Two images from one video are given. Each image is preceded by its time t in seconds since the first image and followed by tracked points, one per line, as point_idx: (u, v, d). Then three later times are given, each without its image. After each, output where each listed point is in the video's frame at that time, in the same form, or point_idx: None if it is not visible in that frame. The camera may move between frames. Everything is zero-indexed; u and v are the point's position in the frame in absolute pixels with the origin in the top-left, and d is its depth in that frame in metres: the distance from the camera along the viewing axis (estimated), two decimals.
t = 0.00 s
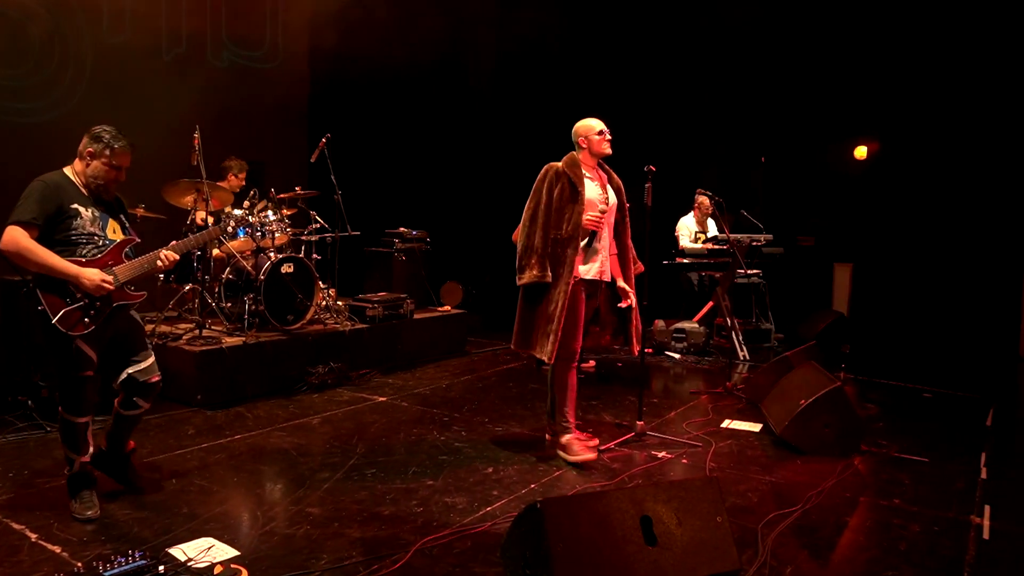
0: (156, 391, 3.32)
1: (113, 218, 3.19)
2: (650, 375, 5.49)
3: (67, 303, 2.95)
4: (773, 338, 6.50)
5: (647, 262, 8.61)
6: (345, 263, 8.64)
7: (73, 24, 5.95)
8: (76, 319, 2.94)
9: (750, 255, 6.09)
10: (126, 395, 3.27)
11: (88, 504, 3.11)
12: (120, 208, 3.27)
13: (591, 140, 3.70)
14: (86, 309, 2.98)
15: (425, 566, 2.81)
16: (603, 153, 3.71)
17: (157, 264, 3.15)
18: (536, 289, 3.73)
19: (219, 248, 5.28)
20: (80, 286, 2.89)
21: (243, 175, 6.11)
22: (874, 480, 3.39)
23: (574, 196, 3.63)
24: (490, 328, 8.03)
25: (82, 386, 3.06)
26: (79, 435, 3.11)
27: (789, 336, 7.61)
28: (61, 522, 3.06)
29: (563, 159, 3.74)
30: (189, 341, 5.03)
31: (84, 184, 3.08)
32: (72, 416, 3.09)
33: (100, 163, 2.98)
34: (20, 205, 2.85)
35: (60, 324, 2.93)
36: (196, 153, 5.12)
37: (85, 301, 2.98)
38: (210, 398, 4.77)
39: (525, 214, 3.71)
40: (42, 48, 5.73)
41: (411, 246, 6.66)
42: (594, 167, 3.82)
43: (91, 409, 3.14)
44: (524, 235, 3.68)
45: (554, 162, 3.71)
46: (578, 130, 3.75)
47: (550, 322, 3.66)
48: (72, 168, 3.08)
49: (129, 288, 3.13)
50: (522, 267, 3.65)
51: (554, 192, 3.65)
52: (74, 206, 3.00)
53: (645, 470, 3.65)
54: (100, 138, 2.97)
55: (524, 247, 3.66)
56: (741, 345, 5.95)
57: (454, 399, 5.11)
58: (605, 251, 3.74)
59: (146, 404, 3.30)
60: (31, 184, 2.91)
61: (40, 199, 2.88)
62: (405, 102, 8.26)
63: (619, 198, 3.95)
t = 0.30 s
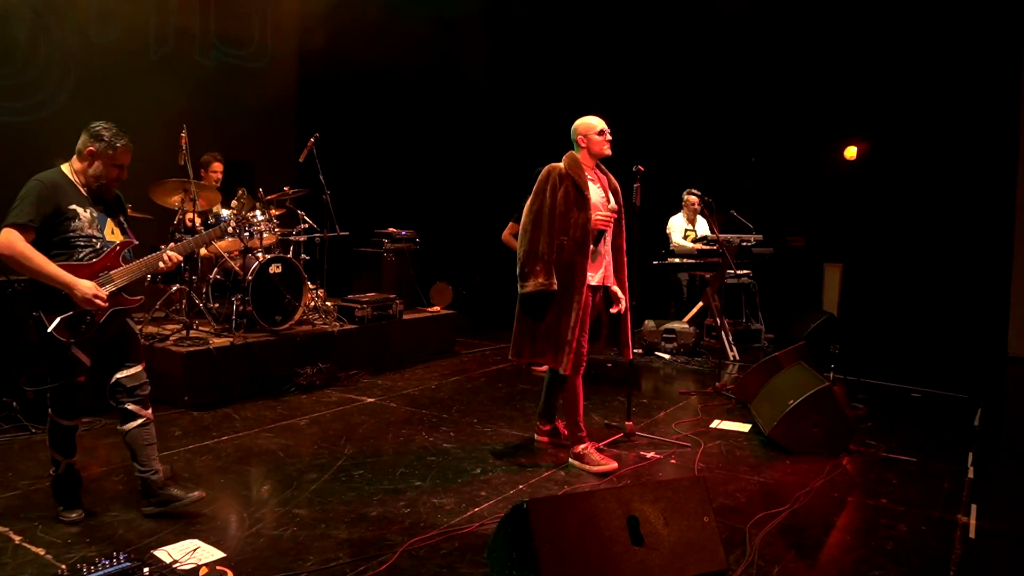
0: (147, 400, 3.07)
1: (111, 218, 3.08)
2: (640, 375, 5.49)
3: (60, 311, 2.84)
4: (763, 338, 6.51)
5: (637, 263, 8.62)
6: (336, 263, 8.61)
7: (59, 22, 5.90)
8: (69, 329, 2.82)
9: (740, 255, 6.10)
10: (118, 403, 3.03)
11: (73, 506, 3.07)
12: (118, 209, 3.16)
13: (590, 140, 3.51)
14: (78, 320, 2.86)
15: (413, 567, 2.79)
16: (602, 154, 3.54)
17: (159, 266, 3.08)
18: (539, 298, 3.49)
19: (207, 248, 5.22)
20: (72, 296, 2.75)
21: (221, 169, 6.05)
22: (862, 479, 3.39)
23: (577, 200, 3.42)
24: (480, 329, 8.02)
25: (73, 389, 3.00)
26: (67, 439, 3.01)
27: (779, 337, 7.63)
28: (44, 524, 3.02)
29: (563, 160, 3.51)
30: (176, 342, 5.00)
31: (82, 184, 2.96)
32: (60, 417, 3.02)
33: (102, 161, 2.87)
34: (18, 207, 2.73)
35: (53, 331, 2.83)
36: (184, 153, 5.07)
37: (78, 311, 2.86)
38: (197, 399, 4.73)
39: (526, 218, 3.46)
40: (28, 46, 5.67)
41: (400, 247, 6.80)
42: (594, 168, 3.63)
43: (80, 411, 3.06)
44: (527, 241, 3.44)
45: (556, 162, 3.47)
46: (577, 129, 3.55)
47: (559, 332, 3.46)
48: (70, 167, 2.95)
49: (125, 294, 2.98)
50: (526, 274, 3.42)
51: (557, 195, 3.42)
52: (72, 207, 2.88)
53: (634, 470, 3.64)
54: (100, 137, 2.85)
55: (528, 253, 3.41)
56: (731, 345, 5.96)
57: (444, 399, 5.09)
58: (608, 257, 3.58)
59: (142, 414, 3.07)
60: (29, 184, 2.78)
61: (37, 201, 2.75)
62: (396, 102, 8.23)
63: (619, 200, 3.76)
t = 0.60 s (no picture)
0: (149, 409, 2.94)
1: (131, 220, 2.87)
2: (629, 374, 5.50)
3: (72, 313, 2.68)
4: (752, 338, 6.53)
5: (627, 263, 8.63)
6: (325, 263, 8.58)
7: (43, 19, 5.83)
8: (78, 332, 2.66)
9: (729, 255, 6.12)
10: (117, 411, 2.89)
11: (56, 510, 3.02)
12: (142, 210, 2.96)
13: (595, 136, 3.40)
14: (92, 320, 2.70)
15: (400, 568, 2.77)
16: (604, 152, 3.43)
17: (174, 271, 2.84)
18: (540, 298, 3.31)
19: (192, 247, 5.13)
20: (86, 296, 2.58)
21: (209, 171, 5.98)
22: (849, 479, 3.39)
23: (584, 198, 3.27)
24: (470, 329, 8.01)
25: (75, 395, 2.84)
26: (60, 440, 2.94)
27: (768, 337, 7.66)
28: (27, 526, 2.98)
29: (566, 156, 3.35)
30: (162, 342, 4.96)
31: (102, 183, 2.78)
32: (58, 421, 2.90)
33: (120, 157, 2.68)
34: (32, 208, 2.58)
35: (65, 334, 2.66)
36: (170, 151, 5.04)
37: (93, 311, 2.70)
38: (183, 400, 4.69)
39: (529, 215, 3.26)
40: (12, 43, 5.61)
41: (388, 246, 6.76)
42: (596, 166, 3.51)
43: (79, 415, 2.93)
44: (530, 238, 3.24)
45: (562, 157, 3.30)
46: (581, 124, 3.42)
47: (561, 335, 3.30)
48: (89, 167, 2.78)
49: (141, 297, 2.79)
50: (528, 274, 3.23)
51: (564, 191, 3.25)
52: (88, 207, 2.70)
53: (622, 470, 3.63)
54: (118, 132, 2.67)
55: (532, 252, 3.22)
56: (720, 344, 5.98)
57: (432, 400, 5.07)
58: (608, 258, 3.47)
59: (141, 423, 2.93)
60: (45, 185, 2.63)
61: (49, 201, 2.59)
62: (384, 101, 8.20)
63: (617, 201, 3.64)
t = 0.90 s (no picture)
0: (142, 412, 2.89)
1: (141, 220, 2.79)
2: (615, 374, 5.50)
3: (68, 315, 2.61)
4: (739, 337, 6.56)
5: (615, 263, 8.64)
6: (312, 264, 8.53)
7: (27, 15, 5.77)
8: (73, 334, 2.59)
9: (716, 255, 6.14)
10: (110, 413, 2.82)
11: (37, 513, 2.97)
12: (156, 210, 2.88)
13: (604, 134, 3.34)
14: (88, 324, 2.62)
15: (385, 568, 2.74)
16: (615, 151, 3.37)
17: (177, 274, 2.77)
18: (545, 293, 3.28)
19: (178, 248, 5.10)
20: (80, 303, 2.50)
21: (194, 170, 5.94)
22: (835, 477, 3.40)
23: (593, 194, 3.21)
24: (458, 329, 7.99)
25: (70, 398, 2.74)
26: (55, 445, 2.79)
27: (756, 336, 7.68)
28: (6, 530, 2.92)
29: (576, 152, 3.31)
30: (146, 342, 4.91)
31: (113, 180, 2.71)
32: (51, 424, 2.77)
33: (130, 155, 2.60)
34: (40, 203, 2.54)
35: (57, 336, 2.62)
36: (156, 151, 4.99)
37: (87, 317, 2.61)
38: (168, 401, 4.64)
39: (535, 208, 3.25)
40: None
41: (375, 245, 6.72)
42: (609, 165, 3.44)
43: (74, 417, 2.82)
44: (535, 232, 3.22)
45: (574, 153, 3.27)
46: (591, 122, 3.36)
47: (564, 331, 3.25)
48: (102, 164, 2.71)
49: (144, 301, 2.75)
50: (531, 266, 3.22)
51: (573, 186, 3.20)
52: (96, 205, 2.64)
53: (609, 469, 3.61)
54: (131, 129, 2.59)
55: (536, 245, 3.20)
56: (707, 344, 6.00)
57: (419, 399, 5.05)
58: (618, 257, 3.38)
59: (130, 427, 2.87)
60: (54, 181, 2.59)
61: (56, 198, 2.55)
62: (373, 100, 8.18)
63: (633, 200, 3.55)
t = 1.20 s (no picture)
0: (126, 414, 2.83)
1: (128, 223, 2.74)
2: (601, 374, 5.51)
3: (47, 315, 2.55)
4: (726, 337, 6.59)
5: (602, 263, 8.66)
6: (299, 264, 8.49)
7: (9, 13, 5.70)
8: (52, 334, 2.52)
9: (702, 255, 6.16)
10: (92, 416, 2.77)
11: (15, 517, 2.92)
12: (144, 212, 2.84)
13: (607, 133, 3.28)
14: (69, 324, 2.54)
15: (368, 570, 2.72)
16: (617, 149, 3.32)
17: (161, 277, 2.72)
18: (555, 296, 3.26)
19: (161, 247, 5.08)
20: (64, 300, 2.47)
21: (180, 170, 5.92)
22: (819, 476, 3.41)
23: (593, 192, 3.19)
24: (445, 330, 7.98)
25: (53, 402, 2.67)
26: (41, 450, 2.74)
27: (742, 336, 7.71)
28: None
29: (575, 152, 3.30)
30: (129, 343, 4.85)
31: (101, 180, 2.67)
32: (37, 427, 2.70)
33: (117, 156, 2.57)
34: (24, 201, 2.50)
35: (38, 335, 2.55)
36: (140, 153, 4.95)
37: (67, 316, 2.53)
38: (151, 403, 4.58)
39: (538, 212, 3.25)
40: None
41: (361, 245, 6.70)
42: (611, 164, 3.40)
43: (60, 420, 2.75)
44: (539, 235, 3.22)
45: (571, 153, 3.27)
46: (593, 121, 3.32)
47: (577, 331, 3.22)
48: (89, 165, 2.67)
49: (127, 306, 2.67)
50: (538, 269, 3.21)
51: (571, 186, 3.20)
52: (82, 206, 2.59)
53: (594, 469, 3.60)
54: (120, 129, 2.55)
55: (542, 247, 3.20)
56: (693, 343, 6.01)
57: (405, 400, 5.03)
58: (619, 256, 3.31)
59: (113, 430, 2.81)
60: (41, 180, 2.55)
61: (42, 197, 2.51)
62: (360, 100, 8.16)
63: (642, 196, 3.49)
